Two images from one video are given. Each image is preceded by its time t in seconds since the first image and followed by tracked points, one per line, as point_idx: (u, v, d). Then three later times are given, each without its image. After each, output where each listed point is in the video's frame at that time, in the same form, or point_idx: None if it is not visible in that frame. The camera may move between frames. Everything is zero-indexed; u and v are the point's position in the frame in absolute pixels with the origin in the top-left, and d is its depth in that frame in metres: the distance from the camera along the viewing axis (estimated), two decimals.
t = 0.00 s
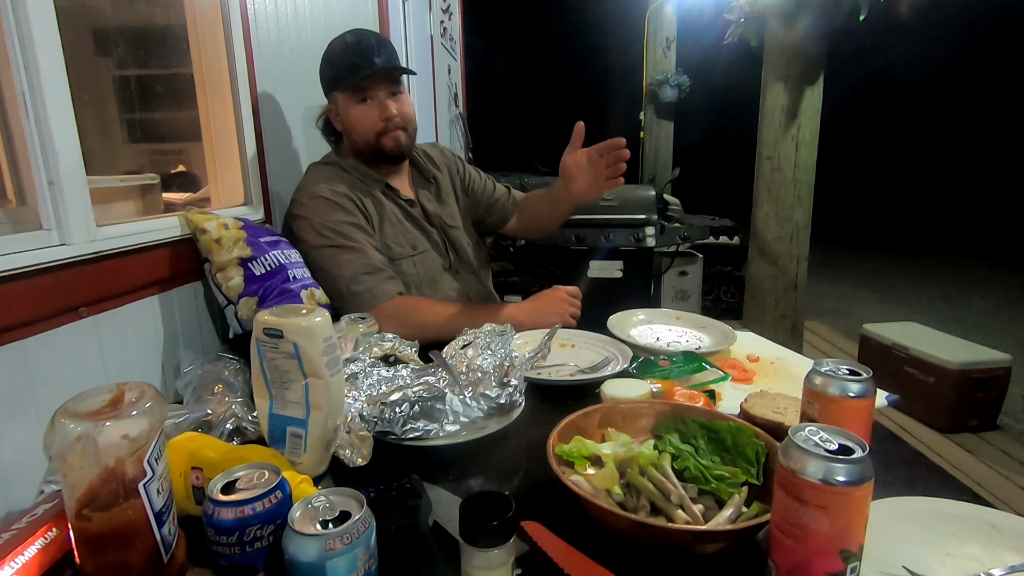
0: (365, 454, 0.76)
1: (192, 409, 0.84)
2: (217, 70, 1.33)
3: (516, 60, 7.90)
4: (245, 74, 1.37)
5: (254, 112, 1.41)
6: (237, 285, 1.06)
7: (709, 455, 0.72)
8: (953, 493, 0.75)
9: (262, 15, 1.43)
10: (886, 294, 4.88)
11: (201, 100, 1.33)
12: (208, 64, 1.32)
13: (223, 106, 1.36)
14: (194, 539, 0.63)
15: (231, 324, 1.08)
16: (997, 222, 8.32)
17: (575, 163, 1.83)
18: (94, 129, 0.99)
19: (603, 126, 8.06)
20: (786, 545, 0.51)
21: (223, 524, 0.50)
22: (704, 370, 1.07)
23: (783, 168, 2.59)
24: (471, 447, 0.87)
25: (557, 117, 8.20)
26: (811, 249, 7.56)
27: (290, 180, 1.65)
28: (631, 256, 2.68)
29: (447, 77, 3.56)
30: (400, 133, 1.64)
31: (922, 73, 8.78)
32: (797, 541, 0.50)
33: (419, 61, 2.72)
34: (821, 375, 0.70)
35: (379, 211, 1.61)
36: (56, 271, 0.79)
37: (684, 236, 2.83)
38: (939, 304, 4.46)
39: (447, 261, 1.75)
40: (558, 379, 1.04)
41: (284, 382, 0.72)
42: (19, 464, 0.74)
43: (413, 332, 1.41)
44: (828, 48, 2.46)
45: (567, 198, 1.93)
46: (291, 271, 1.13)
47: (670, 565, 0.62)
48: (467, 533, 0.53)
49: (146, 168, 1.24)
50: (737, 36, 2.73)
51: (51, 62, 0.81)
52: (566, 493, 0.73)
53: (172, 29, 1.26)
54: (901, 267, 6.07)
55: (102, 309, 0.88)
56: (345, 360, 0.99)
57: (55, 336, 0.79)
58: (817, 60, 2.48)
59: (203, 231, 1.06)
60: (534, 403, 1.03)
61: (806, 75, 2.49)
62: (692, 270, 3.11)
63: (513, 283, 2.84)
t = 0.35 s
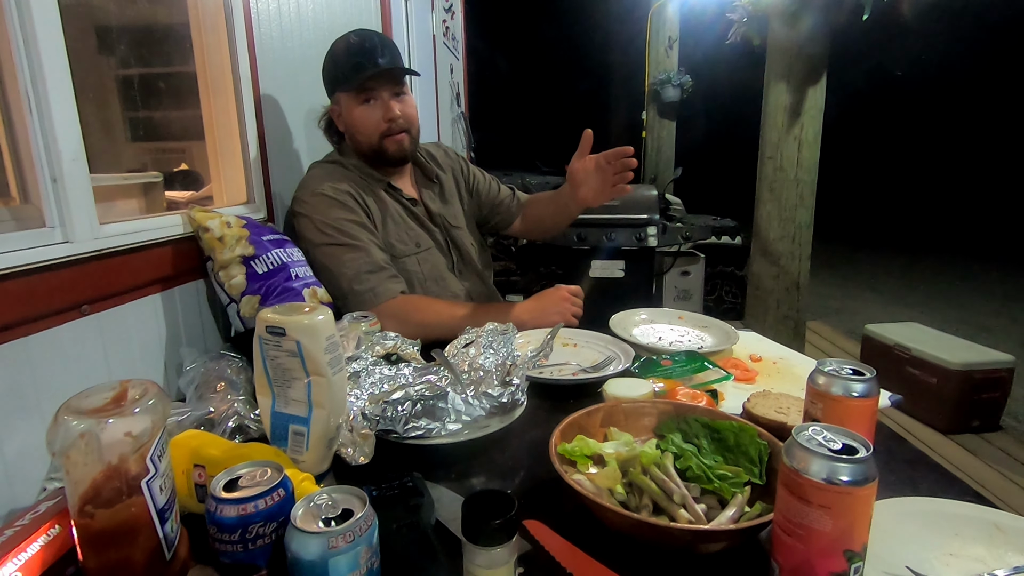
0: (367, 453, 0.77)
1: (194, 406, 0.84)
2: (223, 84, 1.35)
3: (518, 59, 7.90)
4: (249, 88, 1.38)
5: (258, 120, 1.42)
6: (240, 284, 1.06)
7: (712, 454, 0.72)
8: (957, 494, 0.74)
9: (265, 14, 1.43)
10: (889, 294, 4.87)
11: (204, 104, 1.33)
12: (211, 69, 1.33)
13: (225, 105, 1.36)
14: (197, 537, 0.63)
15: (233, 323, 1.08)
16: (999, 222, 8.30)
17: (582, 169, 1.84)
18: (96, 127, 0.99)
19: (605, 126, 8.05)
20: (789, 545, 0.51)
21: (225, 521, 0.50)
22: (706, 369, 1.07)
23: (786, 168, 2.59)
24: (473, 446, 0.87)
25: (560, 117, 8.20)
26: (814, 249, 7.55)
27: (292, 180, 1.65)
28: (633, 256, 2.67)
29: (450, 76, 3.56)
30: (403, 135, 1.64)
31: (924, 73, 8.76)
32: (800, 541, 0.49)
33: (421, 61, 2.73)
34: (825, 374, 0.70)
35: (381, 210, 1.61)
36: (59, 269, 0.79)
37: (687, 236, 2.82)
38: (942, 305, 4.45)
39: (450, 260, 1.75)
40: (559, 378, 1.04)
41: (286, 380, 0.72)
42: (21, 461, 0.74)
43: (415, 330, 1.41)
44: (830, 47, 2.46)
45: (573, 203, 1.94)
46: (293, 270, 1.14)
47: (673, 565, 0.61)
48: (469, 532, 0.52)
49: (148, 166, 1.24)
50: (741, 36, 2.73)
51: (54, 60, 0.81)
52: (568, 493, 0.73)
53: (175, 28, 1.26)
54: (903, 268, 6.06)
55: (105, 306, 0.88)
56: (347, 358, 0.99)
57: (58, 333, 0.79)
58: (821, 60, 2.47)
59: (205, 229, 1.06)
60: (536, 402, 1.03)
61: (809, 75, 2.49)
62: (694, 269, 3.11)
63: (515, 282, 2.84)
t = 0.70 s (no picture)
0: (368, 452, 0.78)
1: (196, 406, 0.84)
2: (222, 68, 1.32)
3: (520, 59, 7.90)
4: (250, 78, 1.35)
5: (258, 112, 1.39)
6: (242, 283, 1.06)
7: (712, 455, 0.72)
8: (958, 494, 0.74)
9: (267, 14, 1.43)
10: (891, 295, 4.86)
11: (206, 108, 1.33)
12: (214, 67, 1.31)
13: (227, 104, 1.34)
14: (198, 536, 0.63)
15: (235, 322, 1.09)
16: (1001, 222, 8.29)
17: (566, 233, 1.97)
18: (98, 127, 0.99)
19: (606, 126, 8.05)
20: (789, 546, 0.51)
21: (227, 521, 0.50)
22: (707, 370, 1.07)
23: (787, 168, 2.59)
24: (474, 446, 0.87)
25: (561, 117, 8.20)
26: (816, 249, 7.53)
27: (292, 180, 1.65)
28: (635, 256, 2.67)
29: (451, 76, 3.56)
30: (397, 139, 1.65)
31: (926, 73, 8.75)
32: (800, 541, 0.49)
33: (423, 61, 2.73)
34: (825, 375, 0.70)
35: (376, 212, 1.61)
36: (61, 269, 0.79)
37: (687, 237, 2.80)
38: (944, 306, 4.44)
39: (448, 261, 1.75)
40: (560, 378, 1.04)
41: (288, 380, 0.72)
42: (23, 460, 0.74)
43: (416, 330, 1.41)
44: (832, 47, 2.45)
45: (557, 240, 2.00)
46: (295, 270, 1.14)
47: (673, 565, 0.62)
48: (469, 531, 0.53)
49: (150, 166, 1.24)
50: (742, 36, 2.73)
51: (57, 60, 0.81)
52: (568, 492, 0.74)
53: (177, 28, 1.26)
54: (905, 268, 6.06)
55: (107, 306, 0.88)
56: (349, 358, 0.99)
57: (60, 333, 0.79)
58: (823, 59, 2.47)
59: (207, 230, 1.06)
60: (537, 402, 1.03)
61: (811, 75, 2.48)
62: (695, 270, 3.10)
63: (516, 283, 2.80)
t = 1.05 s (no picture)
0: (370, 454, 0.77)
1: (197, 407, 0.85)
2: (224, 70, 1.33)
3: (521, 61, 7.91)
4: (250, 68, 1.36)
5: (259, 115, 1.40)
6: (243, 285, 1.07)
7: (713, 457, 0.72)
8: (958, 497, 0.74)
9: (269, 16, 1.44)
10: (892, 297, 4.86)
11: (208, 107, 1.33)
12: (216, 69, 1.33)
13: (230, 106, 1.36)
14: (200, 537, 0.63)
15: (237, 324, 1.09)
16: (1002, 225, 8.29)
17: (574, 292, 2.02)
18: (101, 128, 0.99)
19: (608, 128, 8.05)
20: (790, 549, 0.51)
21: (228, 522, 0.50)
22: (708, 372, 1.07)
23: (788, 171, 2.59)
24: (475, 447, 0.87)
25: (562, 119, 8.21)
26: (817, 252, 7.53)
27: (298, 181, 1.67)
28: (636, 258, 2.68)
29: (452, 77, 3.56)
30: (406, 138, 1.67)
31: (927, 76, 8.75)
32: (801, 544, 0.49)
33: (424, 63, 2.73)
34: (826, 378, 0.70)
35: (382, 215, 1.62)
36: (64, 269, 0.80)
37: (689, 238, 2.71)
38: (945, 308, 4.44)
39: (453, 264, 1.75)
40: (561, 380, 1.05)
41: (289, 381, 0.72)
42: (25, 460, 0.74)
43: (416, 332, 1.41)
44: (833, 50, 2.46)
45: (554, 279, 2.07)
46: (296, 271, 1.14)
47: (674, 567, 0.62)
48: (470, 532, 0.53)
49: (153, 167, 1.25)
50: (744, 38, 2.73)
51: (61, 62, 0.81)
52: (569, 494, 0.74)
53: (180, 30, 1.27)
54: (907, 271, 6.05)
55: (109, 307, 0.88)
56: (350, 359, 0.99)
57: (63, 334, 0.79)
58: (824, 62, 2.46)
59: (210, 231, 1.06)
60: (538, 404, 1.03)
61: (812, 77, 2.48)
62: (697, 272, 3.10)
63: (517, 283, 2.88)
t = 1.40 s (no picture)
0: (369, 453, 0.77)
1: (197, 406, 0.85)
2: (225, 76, 1.32)
3: (521, 62, 7.90)
4: (252, 79, 1.35)
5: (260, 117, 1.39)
6: (243, 283, 1.06)
7: (713, 457, 0.72)
8: (958, 498, 0.74)
9: (269, 15, 1.43)
10: (891, 298, 4.86)
11: (208, 107, 1.32)
12: (216, 68, 1.31)
13: (229, 102, 1.34)
14: (199, 536, 0.63)
15: (236, 322, 1.09)
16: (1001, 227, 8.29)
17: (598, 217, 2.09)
18: (100, 126, 0.99)
19: (607, 128, 8.05)
20: (791, 548, 0.51)
21: (227, 520, 0.50)
22: (709, 372, 1.07)
23: (788, 172, 2.59)
24: (475, 447, 0.87)
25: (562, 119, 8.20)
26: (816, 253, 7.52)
27: (301, 182, 1.67)
28: (636, 258, 2.67)
29: (452, 77, 3.56)
30: (411, 135, 1.68)
31: (926, 78, 8.76)
32: (801, 544, 0.49)
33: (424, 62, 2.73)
34: (826, 379, 0.70)
35: (388, 214, 1.61)
36: (63, 267, 0.80)
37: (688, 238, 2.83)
38: (945, 309, 4.44)
39: (456, 262, 1.75)
40: (560, 379, 1.04)
41: (288, 380, 0.72)
42: (23, 459, 0.74)
43: (416, 331, 1.41)
44: (833, 50, 2.46)
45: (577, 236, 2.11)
46: (296, 270, 1.14)
47: (674, 568, 0.61)
48: (470, 532, 0.53)
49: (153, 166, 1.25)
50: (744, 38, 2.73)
51: (60, 60, 0.81)
52: (569, 494, 0.73)
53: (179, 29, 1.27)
54: (906, 272, 6.05)
55: (109, 305, 0.88)
56: (350, 358, 0.99)
57: (62, 332, 0.79)
58: (824, 62, 2.46)
59: (210, 229, 1.06)
60: (537, 404, 1.03)
61: (812, 78, 2.48)
62: (696, 272, 3.10)
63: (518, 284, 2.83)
